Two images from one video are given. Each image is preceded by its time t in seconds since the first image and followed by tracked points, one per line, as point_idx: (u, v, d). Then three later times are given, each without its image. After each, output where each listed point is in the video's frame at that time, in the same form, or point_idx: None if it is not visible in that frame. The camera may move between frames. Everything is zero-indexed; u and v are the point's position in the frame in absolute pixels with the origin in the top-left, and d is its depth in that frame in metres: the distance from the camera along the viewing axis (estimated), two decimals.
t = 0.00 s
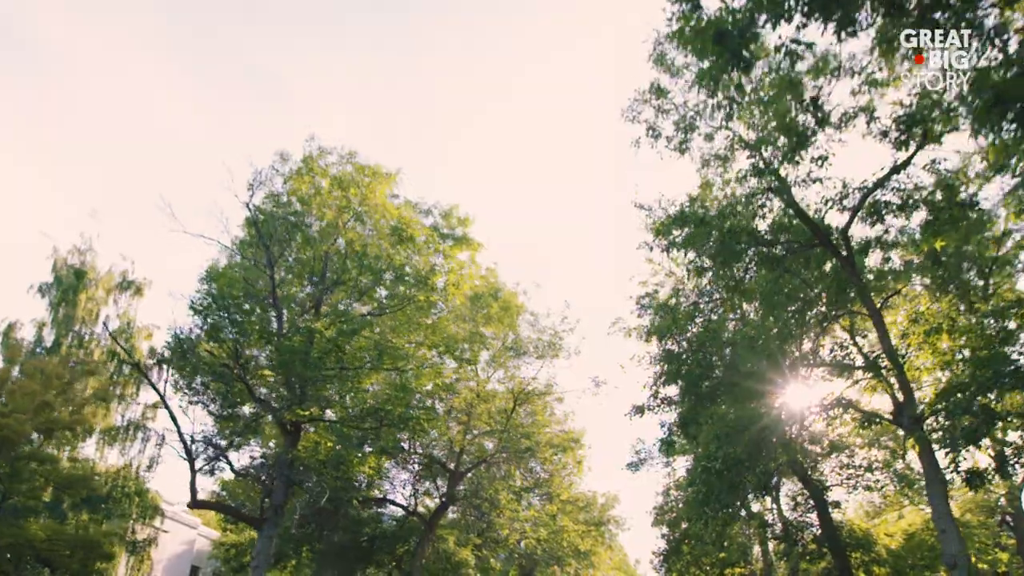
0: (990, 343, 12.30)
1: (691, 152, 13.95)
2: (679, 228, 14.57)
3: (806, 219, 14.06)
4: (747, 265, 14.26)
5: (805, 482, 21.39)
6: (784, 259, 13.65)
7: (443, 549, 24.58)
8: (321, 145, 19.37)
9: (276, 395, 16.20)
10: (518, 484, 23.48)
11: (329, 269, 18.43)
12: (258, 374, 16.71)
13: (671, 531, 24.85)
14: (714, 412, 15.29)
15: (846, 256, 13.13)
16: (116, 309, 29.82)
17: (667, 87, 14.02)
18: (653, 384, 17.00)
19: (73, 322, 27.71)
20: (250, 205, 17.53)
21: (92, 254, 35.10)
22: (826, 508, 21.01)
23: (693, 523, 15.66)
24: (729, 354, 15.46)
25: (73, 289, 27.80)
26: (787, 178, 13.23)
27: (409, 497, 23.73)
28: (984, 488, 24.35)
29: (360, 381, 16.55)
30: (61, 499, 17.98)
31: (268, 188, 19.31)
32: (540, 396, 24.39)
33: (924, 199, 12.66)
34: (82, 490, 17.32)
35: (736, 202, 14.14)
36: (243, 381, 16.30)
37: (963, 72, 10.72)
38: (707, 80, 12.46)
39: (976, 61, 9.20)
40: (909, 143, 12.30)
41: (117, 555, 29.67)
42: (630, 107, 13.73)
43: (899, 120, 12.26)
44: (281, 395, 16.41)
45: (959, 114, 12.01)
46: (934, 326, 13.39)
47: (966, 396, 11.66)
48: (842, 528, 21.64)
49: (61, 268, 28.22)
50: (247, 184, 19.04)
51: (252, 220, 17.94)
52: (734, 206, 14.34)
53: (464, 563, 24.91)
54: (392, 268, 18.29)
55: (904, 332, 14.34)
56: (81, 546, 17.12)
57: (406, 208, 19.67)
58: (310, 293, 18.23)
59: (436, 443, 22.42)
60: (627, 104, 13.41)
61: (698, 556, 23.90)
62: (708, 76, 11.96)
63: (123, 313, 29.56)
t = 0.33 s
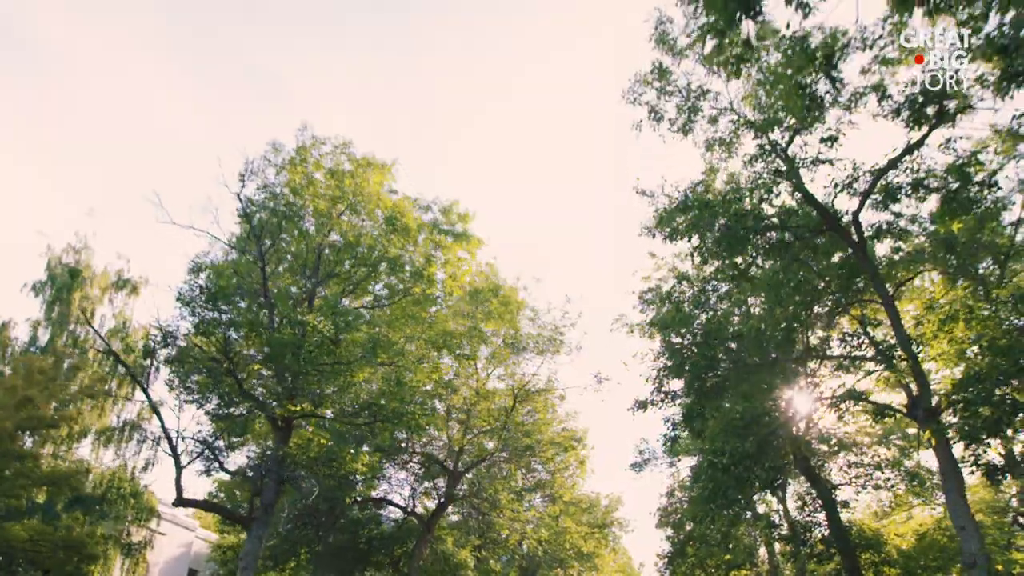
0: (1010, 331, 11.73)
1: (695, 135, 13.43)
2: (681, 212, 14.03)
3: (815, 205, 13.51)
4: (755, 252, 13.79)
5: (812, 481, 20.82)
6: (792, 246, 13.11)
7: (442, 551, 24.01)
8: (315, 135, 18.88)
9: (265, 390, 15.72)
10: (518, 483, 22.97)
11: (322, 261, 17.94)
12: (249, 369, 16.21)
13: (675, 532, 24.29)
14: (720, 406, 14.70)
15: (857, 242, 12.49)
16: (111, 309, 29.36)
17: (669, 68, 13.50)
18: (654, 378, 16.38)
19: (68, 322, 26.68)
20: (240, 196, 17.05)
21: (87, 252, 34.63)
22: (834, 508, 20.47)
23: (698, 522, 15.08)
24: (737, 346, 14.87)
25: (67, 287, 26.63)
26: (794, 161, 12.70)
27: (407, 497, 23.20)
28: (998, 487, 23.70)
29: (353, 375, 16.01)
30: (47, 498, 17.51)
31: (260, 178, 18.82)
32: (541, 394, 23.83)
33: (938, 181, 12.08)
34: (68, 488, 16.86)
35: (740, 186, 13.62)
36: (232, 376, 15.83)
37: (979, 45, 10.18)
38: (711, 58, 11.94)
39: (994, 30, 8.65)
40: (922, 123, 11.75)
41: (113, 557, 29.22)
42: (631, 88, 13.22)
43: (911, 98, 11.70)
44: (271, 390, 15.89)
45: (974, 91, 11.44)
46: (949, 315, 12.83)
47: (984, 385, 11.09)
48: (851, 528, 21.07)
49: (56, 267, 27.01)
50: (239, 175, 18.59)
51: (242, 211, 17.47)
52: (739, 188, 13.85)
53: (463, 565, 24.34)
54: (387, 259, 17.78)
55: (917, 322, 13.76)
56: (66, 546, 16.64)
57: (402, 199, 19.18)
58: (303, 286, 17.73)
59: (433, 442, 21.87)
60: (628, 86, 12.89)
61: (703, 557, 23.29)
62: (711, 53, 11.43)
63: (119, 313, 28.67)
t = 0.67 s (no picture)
0: None
1: (700, 122, 12.96)
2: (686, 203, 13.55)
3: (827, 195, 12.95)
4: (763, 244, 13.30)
5: (822, 485, 20.25)
6: (802, 237, 12.62)
7: (442, 558, 23.44)
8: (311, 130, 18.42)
9: (257, 389, 15.22)
10: (520, 488, 22.39)
11: (318, 258, 17.46)
12: (242, 370, 15.70)
13: (682, 539, 23.63)
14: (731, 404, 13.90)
15: (872, 232, 11.91)
16: (109, 313, 28.93)
17: (673, 52, 13.00)
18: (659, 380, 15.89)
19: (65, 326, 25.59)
20: (233, 190, 16.60)
21: (86, 255, 34.24)
22: (845, 513, 19.86)
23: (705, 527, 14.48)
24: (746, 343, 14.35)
25: (64, 289, 25.13)
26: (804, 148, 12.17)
27: (406, 503, 22.70)
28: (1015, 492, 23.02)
29: (348, 373, 15.48)
30: (36, 502, 17.07)
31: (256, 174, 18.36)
32: (544, 396, 23.28)
33: (956, 168, 11.52)
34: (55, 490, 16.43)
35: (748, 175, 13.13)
36: (223, 374, 15.36)
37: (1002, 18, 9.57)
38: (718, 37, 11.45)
39: None
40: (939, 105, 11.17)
41: (109, 564, 28.74)
42: (634, 74, 12.77)
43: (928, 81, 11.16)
44: (263, 390, 15.39)
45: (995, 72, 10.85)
46: (969, 308, 12.25)
47: (1008, 380, 10.48)
48: (863, 535, 20.42)
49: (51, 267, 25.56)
50: (233, 171, 18.14)
51: (236, 206, 17.00)
52: (747, 178, 13.36)
53: (464, 572, 23.75)
54: (384, 256, 17.31)
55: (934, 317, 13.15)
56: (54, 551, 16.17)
57: (400, 195, 18.69)
58: (298, 284, 17.24)
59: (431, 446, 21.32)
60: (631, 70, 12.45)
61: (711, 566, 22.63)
62: (717, 30, 10.96)
63: (116, 316, 27.97)
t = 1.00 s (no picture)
0: None
1: (705, 107, 12.42)
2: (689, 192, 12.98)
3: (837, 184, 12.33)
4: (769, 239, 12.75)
5: (832, 489, 19.64)
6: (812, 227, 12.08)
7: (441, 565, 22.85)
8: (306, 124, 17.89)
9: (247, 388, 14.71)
10: (521, 492, 21.80)
11: (311, 254, 16.93)
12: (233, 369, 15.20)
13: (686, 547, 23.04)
14: (739, 401, 13.32)
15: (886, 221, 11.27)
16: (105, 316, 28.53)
17: (676, 34, 12.45)
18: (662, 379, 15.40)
19: (59, 328, 25.17)
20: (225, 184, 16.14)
21: (83, 259, 33.84)
22: (856, 519, 19.28)
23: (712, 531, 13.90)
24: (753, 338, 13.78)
25: (59, 291, 24.75)
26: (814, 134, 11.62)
27: (404, 509, 22.34)
28: None
29: (340, 371, 14.94)
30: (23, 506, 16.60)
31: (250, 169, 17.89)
32: (546, 399, 22.71)
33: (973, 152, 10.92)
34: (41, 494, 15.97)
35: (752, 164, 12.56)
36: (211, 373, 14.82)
37: None
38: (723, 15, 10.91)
39: None
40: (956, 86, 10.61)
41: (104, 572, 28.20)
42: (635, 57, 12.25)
43: (944, 56, 10.49)
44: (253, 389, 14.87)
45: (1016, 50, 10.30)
46: (990, 300, 11.68)
47: None
48: (875, 541, 19.76)
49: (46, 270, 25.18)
50: (225, 166, 17.67)
51: (228, 201, 16.54)
52: (754, 166, 12.80)
53: None
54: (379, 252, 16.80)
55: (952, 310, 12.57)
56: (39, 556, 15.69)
57: (396, 190, 18.16)
58: (291, 281, 16.73)
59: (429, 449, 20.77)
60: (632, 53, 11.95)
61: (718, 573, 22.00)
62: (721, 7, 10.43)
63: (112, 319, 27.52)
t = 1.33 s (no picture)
0: None
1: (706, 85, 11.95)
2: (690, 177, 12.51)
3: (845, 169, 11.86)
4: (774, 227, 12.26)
5: (837, 490, 19.09)
6: (821, 214, 11.69)
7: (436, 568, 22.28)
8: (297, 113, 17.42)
9: (232, 381, 14.20)
10: (518, 493, 21.28)
11: (301, 245, 16.38)
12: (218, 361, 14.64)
13: (687, 550, 22.51)
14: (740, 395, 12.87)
15: (897, 204, 10.80)
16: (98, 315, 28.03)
17: (675, 11, 11.98)
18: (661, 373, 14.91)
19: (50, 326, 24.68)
20: (211, 172, 15.67)
21: (76, 257, 33.37)
22: (863, 520, 18.79)
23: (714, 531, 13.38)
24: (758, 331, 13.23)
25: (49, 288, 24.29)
26: (822, 115, 11.17)
27: (398, 509, 21.80)
28: None
29: (328, 364, 14.41)
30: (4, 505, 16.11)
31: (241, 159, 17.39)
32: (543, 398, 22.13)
33: (988, 132, 10.44)
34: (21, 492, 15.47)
35: (756, 147, 12.10)
36: (196, 367, 14.33)
37: None
38: None
39: None
40: (970, 61, 10.10)
41: None
42: (632, 34, 11.81)
43: (958, 30, 10.00)
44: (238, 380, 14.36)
45: None
46: (1004, 286, 11.15)
47: None
48: (881, 543, 19.23)
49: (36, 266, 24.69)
50: (214, 156, 17.19)
51: (216, 190, 16.06)
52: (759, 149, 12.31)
53: None
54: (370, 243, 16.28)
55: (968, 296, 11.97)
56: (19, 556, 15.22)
57: (388, 180, 17.65)
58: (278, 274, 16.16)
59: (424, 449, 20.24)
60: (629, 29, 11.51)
61: None
62: None
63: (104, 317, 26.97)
